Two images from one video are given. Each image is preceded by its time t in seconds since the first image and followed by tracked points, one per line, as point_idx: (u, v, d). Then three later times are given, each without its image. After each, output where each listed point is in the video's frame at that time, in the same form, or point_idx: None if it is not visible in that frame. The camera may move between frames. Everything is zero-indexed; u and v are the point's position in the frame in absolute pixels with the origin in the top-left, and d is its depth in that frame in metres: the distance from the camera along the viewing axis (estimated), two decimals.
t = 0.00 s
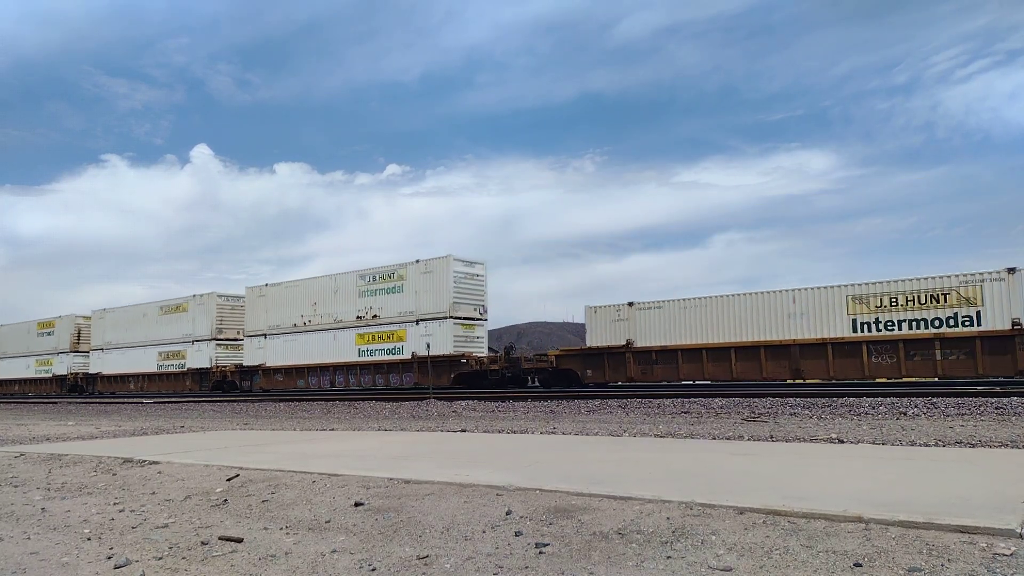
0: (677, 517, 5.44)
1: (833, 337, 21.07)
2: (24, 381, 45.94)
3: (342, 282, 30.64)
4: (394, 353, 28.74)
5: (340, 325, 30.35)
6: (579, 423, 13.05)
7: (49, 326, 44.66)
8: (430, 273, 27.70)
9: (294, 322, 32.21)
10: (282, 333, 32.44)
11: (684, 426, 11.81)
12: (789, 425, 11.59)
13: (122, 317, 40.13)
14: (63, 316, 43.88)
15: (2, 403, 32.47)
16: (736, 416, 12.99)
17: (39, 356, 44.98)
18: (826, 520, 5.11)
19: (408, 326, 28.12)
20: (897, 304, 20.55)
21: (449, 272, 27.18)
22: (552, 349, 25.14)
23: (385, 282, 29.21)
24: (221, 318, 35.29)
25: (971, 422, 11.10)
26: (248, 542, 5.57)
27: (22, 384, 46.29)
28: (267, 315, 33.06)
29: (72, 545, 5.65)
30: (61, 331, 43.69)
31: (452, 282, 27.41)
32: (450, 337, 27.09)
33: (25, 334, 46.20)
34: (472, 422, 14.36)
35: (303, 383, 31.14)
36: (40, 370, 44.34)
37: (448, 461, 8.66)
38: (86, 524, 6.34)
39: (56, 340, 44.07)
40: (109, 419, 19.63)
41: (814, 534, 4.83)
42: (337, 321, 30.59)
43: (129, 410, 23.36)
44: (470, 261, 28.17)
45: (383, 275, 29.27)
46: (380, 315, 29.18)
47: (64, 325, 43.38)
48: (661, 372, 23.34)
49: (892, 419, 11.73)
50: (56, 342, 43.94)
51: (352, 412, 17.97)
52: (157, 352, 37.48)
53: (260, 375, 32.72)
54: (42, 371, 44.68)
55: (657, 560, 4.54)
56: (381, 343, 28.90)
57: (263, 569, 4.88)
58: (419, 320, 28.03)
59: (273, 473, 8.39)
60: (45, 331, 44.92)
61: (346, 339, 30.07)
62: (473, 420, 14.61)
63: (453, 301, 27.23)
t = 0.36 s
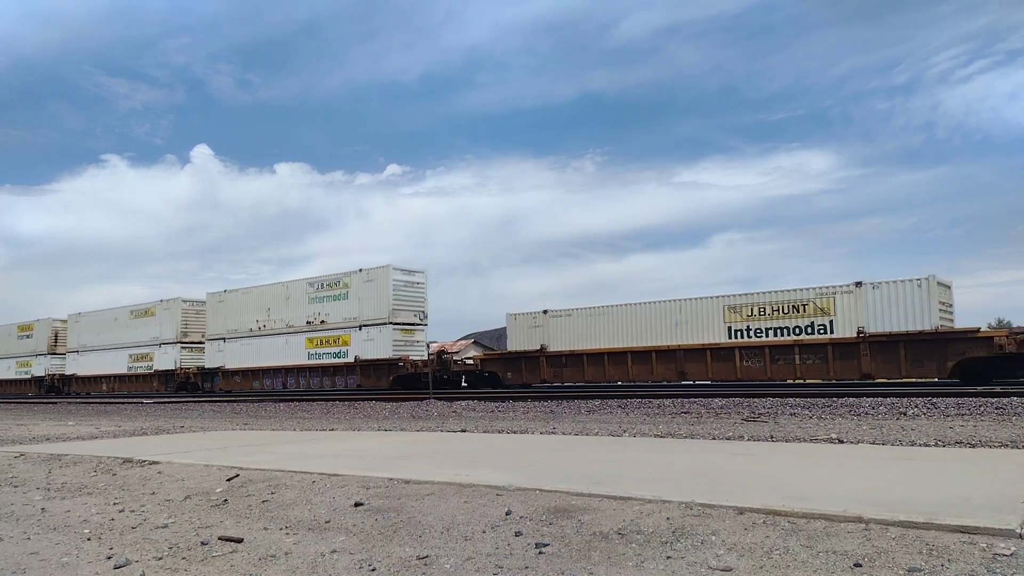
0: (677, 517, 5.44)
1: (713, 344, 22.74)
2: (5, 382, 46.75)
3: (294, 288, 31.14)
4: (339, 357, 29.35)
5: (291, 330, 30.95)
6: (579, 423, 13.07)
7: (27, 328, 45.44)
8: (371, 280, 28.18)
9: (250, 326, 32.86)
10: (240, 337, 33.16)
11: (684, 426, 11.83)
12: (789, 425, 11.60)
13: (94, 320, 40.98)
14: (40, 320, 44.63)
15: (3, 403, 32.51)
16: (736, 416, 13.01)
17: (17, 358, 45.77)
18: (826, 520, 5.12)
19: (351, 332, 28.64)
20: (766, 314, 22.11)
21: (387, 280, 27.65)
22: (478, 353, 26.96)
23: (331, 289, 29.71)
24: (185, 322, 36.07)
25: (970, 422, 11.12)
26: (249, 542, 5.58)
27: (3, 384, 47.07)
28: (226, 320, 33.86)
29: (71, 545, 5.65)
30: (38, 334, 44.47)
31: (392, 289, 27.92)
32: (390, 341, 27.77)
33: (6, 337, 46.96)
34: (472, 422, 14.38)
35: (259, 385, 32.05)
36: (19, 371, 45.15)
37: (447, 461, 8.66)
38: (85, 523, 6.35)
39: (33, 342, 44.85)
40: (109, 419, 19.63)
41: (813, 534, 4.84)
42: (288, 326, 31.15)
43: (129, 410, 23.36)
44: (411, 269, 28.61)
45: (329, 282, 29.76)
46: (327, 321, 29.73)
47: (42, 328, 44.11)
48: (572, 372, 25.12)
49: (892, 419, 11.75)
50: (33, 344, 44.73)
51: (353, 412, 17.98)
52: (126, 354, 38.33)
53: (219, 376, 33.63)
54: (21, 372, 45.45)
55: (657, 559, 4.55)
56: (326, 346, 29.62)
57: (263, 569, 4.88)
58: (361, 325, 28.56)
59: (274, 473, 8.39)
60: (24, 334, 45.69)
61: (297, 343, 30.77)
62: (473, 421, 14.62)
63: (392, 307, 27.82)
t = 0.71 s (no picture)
0: (677, 517, 5.44)
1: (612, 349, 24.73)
2: None
3: (249, 295, 32.79)
4: (290, 360, 31.12)
5: (245, 334, 32.73)
6: (579, 423, 13.06)
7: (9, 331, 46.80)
8: (319, 289, 29.92)
9: (210, 330, 34.59)
10: (199, 340, 34.87)
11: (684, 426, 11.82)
12: (789, 425, 11.60)
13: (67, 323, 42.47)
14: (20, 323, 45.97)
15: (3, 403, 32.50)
16: (736, 416, 13.00)
17: None
18: (826, 520, 5.12)
19: (299, 336, 30.44)
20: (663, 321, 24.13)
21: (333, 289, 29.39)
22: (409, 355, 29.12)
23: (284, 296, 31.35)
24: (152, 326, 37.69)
25: (971, 422, 11.11)
26: (249, 542, 5.57)
27: None
28: (187, 324, 35.49)
29: (71, 545, 5.64)
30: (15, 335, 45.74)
31: (338, 297, 29.71)
32: (333, 346, 29.54)
33: None
34: (472, 422, 14.35)
35: (216, 386, 33.84)
36: None
37: (447, 461, 8.66)
38: (86, 524, 6.34)
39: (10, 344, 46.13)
40: (110, 419, 19.61)
41: (814, 534, 4.83)
42: (244, 330, 32.92)
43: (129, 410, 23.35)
44: (356, 277, 30.34)
45: (281, 290, 31.37)
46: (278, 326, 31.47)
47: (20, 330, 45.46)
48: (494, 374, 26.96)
49: (892, 419, 11.74)
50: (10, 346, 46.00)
51: (353, 412, 17.97)
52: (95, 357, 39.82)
53: (182, 378, 35.32)
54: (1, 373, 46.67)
55: (657, 559, 4.55)
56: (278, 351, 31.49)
57: (263, 569, 4.87)
58: (310, 330, 30.38)
59: (274, 473, 8.39)
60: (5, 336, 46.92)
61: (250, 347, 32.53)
62: (473, 421, 14.61)
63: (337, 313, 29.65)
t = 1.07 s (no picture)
0: (677, 517, 5.44)
1: (526, 353, 27.70)
2: None
3: (213, 301, 35.90)
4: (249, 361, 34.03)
5: (208, 338, 35.87)
6: (580, 423, 13.04)
7: None
8: (274, 293, 33.02)
9: (178, 334, 37.69)
10: (167, 343, 37.95)
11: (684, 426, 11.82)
12: (790, 425, 11.59)
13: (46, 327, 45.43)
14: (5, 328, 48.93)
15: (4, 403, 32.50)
16: (736, 416, 12.99)
17: None
18: (827, 521, 5.11)
19: (256, 339, 33.41)
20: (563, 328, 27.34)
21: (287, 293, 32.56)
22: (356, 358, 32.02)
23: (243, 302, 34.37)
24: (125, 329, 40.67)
25: (971, 422, 11.10)
26: (249, 542, 5.57)
27: None
28: (157, 328, 38.56)
29: (71, 545, 5.64)
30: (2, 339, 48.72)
31: (291, 301, 32.92)
32: (287, 348, 32.55)
33: None
34: (471, 422, 14.34)
35: (181, 387, 36.72)
36: None
37: (447, 461, 8.66)
38: (86, 524, 6.34)
39: None
40: (110, 419, 19.59)
41: (814, 535, 4.83)
42: (208, 334, 36.00)
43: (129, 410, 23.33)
44: (310, 284, 33.55)
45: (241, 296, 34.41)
46: (237, 329, 34.50)
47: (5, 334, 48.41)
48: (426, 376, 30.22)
49: (892, 419, 11.73)
50: None
51: (353, 412, 17.95)
52: (72, 358, 42.81)
53: (150, 379, 38.19)
54: None
55: (657, 559, 4.54)
56: (236, 353, 34.44)
57: (263, 569, 4.87)
58: (265, 334, 33.38)
59: (274, 473, 8.39)
60: None
61: (213, 349, 35.66)
62: (472, 421, 14.59)
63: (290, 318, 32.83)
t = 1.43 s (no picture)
0: (677, 517, 5.43)
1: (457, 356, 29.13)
2: None
3: (178, 306, 37.03)
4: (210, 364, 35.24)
5: (173, 341, 37.02)
6: (580, 423, 13.04)
7: None
8: (232, 300, 34.16)
9: (145, 337, 38.83)
10: (135, 346, 39.04)
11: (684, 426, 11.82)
12: (790, 425, 11.59)
13: (26, 330, 46.56)
14: None
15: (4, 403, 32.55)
16: (736, 416, 13.00)
17: None
18: (827, 521, 5.11)
19: (216, 343, 34.57)
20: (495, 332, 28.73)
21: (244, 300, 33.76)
22: (306, 361, 33.85)
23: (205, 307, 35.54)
24: (97, 331, 41.64)
25: (971, 422, 11.10)
26: (249, 542, 5.57)
27: None
28: (127, 330, 39.64)
29: (71, 545, 5.65)
30: None
31: (248, 307, 34.10)
32: (243, 352, 33.83)
33: None
34: (471, 422, 14.34)
35: (149, 388, 37.83)
36: None
37: (447, 461, 8.65)
38: (85, 524, 6.34)
39: None
40: (110, 419, 19.60)
41: (814, 535, 4.83)
42: (174, 337, 37.17)
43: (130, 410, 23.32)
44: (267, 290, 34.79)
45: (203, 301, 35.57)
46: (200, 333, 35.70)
47: None
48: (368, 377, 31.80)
49: (892, 419, 11.73)
50: None
51: (353, 412, 17.94)
52: (48, 360, 43.78)
53: (120, 380, 39.22)
54: None
55: (657, 559, 4.54)
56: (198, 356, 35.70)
57: (263, 569, 4.87)
58: (224, 338, 34.61)
59: (273, 473, 8.38)
60: None
61: (178, 352, 36.79)
62: (473, 420, 14.58)
63: (247, 322, 34.02)
